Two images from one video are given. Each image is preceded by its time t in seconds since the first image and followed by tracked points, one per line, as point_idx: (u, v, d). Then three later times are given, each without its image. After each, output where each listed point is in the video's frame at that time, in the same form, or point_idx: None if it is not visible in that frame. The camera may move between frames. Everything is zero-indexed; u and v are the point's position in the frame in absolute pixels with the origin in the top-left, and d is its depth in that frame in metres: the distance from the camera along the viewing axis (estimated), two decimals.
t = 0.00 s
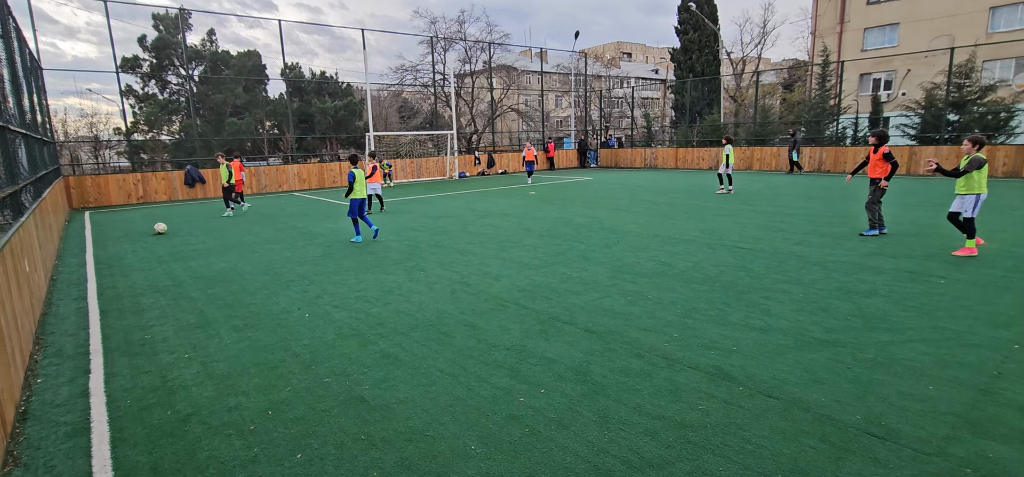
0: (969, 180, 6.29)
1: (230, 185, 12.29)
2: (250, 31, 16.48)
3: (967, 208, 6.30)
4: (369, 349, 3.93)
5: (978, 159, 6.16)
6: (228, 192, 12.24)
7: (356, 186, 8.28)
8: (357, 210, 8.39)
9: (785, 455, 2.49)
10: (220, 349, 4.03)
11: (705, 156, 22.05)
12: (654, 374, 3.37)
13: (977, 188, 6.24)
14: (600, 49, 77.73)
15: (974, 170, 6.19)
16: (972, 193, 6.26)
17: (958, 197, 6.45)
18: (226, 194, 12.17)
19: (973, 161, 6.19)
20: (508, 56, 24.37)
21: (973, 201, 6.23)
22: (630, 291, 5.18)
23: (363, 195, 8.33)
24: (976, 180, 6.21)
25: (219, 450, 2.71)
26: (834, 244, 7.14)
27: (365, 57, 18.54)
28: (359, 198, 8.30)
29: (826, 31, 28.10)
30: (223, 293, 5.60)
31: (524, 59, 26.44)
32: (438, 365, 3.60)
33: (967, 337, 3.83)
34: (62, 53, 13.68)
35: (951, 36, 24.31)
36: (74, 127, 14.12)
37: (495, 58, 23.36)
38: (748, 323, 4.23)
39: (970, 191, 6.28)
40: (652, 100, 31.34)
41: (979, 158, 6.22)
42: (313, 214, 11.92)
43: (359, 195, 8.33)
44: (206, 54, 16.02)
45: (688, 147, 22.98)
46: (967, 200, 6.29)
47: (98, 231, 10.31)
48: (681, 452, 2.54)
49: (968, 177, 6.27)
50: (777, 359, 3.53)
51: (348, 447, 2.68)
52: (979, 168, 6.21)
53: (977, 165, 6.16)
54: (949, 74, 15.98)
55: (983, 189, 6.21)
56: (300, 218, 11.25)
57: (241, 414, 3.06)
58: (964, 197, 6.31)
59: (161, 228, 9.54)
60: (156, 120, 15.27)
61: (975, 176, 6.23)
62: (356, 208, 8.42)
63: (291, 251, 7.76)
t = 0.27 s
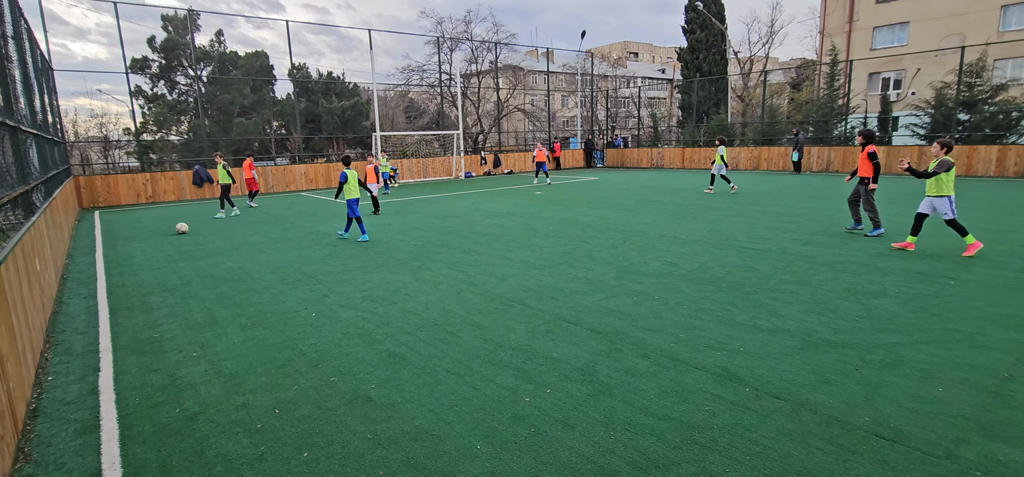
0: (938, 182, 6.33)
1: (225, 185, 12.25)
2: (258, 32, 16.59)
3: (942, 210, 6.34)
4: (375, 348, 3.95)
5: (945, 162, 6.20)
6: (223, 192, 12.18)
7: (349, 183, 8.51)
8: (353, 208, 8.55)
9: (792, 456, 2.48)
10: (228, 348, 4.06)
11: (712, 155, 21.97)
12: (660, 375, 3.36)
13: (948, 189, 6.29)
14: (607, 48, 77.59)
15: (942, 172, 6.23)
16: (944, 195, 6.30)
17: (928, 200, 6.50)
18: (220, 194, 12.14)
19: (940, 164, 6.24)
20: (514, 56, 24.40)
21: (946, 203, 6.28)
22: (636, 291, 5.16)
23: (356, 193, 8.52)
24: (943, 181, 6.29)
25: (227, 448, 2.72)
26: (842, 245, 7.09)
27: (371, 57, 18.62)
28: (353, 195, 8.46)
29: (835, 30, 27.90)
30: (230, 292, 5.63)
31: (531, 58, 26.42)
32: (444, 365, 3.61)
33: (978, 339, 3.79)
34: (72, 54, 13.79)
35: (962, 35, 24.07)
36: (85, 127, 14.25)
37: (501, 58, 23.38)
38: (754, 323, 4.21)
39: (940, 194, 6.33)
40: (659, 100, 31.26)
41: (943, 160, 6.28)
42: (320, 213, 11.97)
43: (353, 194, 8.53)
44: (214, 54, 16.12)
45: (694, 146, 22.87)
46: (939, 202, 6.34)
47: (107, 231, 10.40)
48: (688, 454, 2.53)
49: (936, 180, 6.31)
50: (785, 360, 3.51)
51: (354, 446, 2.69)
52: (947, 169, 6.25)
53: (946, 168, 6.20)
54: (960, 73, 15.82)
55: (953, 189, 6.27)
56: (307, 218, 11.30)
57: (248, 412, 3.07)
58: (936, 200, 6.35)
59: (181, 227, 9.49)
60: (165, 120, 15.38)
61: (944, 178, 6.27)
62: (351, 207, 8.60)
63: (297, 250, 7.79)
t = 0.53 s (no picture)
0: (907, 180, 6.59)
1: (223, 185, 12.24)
2: (263, 32, 16.66)
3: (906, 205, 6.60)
4: (379, 348, 3.95)
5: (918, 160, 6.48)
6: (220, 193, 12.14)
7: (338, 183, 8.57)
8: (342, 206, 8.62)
9: (797, 458, 2.47)
10: (233, 347, 4.07)
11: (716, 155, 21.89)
12: (665, 375, 3.35)
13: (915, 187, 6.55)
14: (611, 48, 77.47)
15: (912, 169, 6.51)
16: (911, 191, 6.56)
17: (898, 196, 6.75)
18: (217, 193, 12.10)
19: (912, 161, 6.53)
20: (519, 55, 24.41)
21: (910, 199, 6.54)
22: (640, 292, 5.15)
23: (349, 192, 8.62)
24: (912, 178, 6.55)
25: (232, 447, 2.73)
26: (848, 245, 7.05)
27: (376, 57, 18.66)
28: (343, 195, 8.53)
29: (841, 29, 27.74)
30: (235, 292, 5.66)
31: (535, 59, 26.43)
32: (448, 365, 3.61)
33: (985, 340, 3.77)
34: (79, 55, 13.95)
35: (969, 34, 23.92)
36: (91, 127, 14.37)
37: (505, 58, 23.40)
38: (759, 324, 4.19)
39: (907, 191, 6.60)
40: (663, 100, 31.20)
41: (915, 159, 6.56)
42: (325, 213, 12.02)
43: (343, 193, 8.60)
44: (219, 55, 16.19)
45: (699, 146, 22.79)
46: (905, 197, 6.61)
47: (114, 230, 10.46)
48: (692, 455, 2.53)
49: (906, 176, 6.58)
50: (790, 361, 3.49)
51: (359, 445, 2.70)
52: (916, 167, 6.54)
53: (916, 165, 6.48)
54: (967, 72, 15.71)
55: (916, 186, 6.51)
56: (311, 218, 11.33)
57: (253, 411, 3.09)
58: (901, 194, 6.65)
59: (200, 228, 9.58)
60: (171, 120, 15.45)
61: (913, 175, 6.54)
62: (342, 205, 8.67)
63: (302, 250, 7.82)
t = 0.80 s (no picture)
0: (876, 182, 6.84)
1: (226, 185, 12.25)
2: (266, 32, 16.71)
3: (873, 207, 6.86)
4: (382, 347, 3.96)
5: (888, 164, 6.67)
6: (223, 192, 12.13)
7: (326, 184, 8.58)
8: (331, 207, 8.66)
9: (801, 459, 2.46)
10: (237, 346, 4.08)
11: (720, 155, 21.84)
12: (668, 376, 3.34)
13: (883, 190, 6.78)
14: (615, 48, 77.40)
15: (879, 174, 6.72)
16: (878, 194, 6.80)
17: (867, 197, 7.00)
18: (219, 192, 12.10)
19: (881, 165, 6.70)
20: (522, 55, 24.42)
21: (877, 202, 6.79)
22: (643, 292, 5.15)
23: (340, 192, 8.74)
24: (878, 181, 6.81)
25: (236, 446, 2.74)
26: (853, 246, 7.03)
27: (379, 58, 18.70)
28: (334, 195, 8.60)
29: (846, 28, 27.61)
30: (239, 291, 5.67)
31: (538, 58, 26.41)
32: (451, 365, 3.61)
33: (990, 341, 3.75)
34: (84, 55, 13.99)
35: (975, 33, 23.78)
36: (96, 127, 14.42)
37: (509, 58, 23.40)
38: (763, 324, 4.18)
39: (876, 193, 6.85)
40: (667, 100, 31.14)
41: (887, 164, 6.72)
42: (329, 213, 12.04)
43: (333, 193, 8.67)
44: (223, 55, 16.24)
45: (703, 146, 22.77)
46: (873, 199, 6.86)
47: (118, 230, 10.49)
48: (695, 455, 2.52)
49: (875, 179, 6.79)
50: (794, 362, 3.48)
51: (362, 444, 2.71)
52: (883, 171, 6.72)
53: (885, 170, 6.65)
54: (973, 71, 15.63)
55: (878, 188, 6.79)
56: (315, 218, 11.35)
57: (257, 410, 3.10)
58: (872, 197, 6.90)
59: (215, 228, 9.54)
60: (175, 120, 15.49)
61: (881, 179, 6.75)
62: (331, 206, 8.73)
63: (306, 250, 7.84)
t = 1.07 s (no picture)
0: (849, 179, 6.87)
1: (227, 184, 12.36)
2: (269, 33, 16.75)
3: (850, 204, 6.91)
4: (384, 347, 3.97)
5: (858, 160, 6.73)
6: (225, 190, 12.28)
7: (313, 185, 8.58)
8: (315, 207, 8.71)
9: (804, 460, 2.45)
10: (239, 346, 4.10)
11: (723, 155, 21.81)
12: (670, 376, 3.34)
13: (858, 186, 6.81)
14: (617, 48, 77.35)
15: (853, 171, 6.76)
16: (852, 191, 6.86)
17: (841, 193, 7.10)
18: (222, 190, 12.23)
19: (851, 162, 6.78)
20: (524, 55, 24.43)
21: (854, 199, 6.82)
22: (646, 292, 5.15)
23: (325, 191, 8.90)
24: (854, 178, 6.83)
25: (238, 445, 2.75)
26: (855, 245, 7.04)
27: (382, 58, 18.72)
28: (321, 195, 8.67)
29: (849, 28, 27.51)
30: (242, 291, 5.69)
31: (540, 58, 26.41)
32: (453, 364, 3.61)
33: (994, 341, 3.74)
34: (87, 55, 14.05)
35: (979, 32, 23.68)
36: (100, 127, 14.46)
37: (511, 58, 23.41)
38: (765, 325, 4.17)
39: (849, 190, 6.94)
40: (669, 100, 31.11)
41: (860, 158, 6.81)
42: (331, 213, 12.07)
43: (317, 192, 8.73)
44: (226, 55, 16.28)
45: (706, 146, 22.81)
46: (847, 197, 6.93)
47: (122, 230, 10.51)
48: (697, 455, 2.51)
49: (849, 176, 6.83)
50: (796, 362, 3.48)
51: (364, 444, 2.71)
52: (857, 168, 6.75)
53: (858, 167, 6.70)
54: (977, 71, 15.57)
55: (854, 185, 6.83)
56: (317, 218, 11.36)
57: (259, 410, 3.10)
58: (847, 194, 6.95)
59: (231, 228, 9.47)
60: (178, 120, 15.54)
61: (853, 175, 6.83)
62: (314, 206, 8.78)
63: (308, 249, 7.86)
